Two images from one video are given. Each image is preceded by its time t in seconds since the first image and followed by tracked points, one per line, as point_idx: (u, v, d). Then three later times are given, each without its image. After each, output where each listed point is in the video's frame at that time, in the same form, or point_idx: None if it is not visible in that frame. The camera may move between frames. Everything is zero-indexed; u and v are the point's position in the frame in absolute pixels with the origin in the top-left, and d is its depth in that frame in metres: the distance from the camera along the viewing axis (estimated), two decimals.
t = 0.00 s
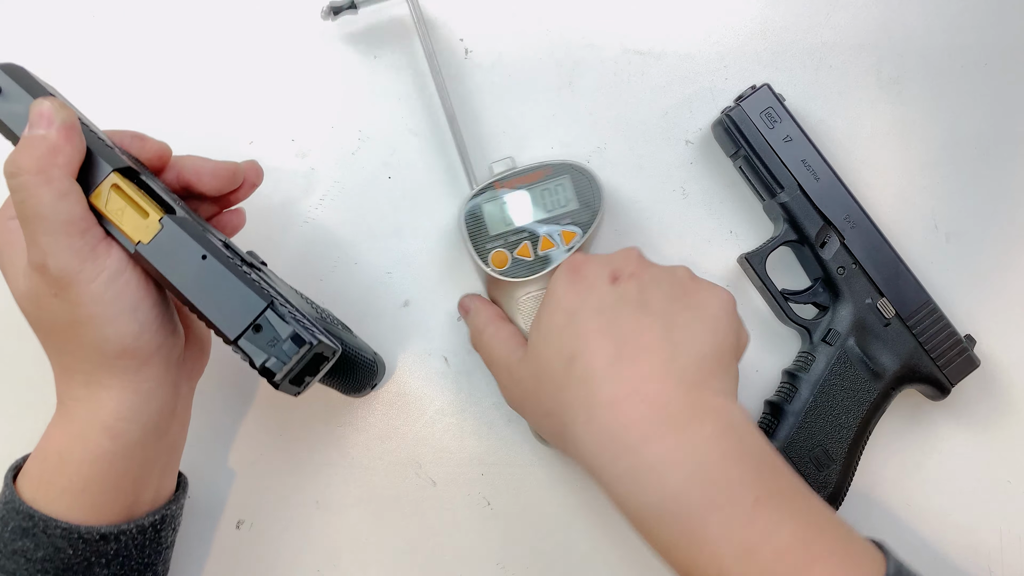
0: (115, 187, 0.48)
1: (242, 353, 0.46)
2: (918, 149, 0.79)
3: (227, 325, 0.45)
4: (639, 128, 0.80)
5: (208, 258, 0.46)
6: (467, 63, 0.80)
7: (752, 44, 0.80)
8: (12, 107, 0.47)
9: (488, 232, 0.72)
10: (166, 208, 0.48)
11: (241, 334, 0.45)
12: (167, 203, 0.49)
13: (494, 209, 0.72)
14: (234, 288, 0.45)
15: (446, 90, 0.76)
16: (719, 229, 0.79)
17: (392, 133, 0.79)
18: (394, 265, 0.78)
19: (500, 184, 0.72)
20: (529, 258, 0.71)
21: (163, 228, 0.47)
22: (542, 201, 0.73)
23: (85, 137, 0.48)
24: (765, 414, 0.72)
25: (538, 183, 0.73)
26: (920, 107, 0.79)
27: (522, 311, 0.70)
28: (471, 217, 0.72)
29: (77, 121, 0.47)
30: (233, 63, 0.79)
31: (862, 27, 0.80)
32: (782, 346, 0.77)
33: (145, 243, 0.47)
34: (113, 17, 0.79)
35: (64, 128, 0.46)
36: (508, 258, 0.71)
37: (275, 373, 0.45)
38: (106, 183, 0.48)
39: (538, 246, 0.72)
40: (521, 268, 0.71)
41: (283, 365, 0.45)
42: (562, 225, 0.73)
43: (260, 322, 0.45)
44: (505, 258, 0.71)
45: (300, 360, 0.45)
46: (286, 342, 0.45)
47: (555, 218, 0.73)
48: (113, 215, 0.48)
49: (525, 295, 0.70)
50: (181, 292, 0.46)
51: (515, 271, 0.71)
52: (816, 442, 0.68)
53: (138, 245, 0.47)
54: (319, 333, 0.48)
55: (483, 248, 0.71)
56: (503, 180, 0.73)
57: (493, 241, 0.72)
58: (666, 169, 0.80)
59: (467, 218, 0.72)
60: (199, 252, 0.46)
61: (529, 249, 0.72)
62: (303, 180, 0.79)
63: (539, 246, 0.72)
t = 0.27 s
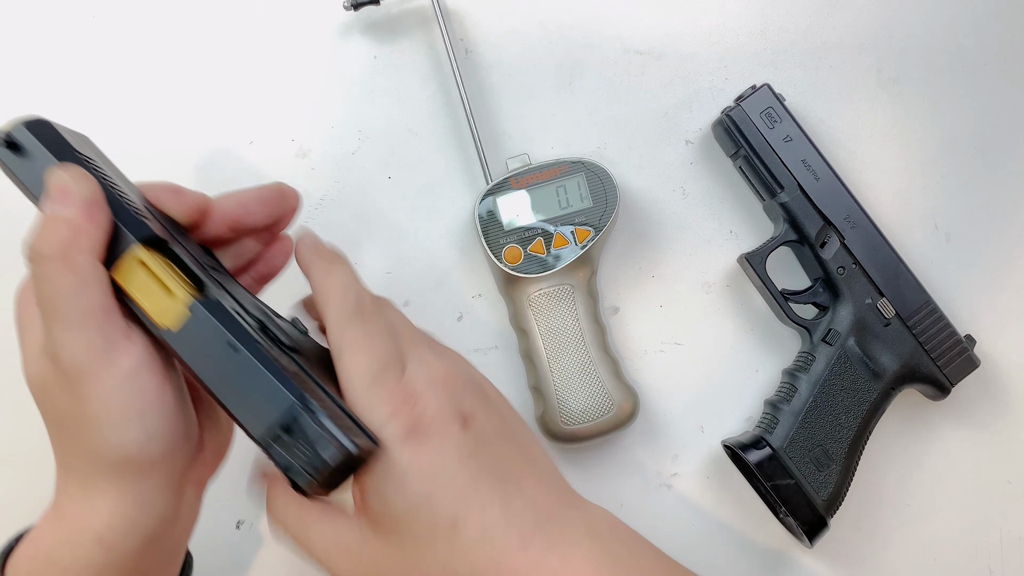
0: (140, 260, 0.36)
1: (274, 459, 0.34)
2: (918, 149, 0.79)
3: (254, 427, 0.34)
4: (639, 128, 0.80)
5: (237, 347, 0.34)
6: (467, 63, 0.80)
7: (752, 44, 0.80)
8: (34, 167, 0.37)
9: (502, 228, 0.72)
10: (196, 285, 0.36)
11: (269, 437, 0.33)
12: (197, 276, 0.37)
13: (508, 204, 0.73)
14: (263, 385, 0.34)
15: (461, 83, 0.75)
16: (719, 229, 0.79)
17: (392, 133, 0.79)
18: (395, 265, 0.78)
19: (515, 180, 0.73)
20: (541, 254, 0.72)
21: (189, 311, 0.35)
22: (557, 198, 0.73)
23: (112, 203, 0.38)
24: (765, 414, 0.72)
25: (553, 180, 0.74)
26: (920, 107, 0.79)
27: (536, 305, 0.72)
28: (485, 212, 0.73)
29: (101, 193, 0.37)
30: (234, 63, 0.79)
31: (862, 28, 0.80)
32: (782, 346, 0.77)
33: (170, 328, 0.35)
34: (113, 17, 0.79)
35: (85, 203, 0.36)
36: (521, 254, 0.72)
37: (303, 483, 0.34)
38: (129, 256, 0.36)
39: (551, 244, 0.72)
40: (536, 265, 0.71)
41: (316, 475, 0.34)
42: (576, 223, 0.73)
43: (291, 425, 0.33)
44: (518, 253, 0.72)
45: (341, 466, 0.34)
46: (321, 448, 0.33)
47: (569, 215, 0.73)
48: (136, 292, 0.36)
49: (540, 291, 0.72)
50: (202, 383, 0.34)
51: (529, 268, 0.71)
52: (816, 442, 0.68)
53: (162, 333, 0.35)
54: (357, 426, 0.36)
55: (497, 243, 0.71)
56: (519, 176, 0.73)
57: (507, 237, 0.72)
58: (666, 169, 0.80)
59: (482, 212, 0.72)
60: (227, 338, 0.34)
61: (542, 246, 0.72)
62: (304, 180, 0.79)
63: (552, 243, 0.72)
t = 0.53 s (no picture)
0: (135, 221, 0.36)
1: (279, 435, 0.33)
2: (918, 149, 0.79)
3: (259, 400, 0.33)
4: (639, 128, 0.80)
5: (236, 314, 0.34)
6: (467, 63, 0.80)
7: (752, 44, 0.80)
8: (30, 126, 0.38)
9: (502, 228, 0.72)
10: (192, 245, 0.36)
11: (274, 412, 0.33)
12: (200, 235, 0.38)
13: (508, 204, 0.73)
14: (264, 361, 0.33)
15: (461, 83, 0.76)
16: (719, 229, 0.79)
17: (392, 134, 0.79)
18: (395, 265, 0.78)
19: (514, 180, 0.73)
20: (541, 253, 0.72)
21: (186, 274, 0.34)
22: (557, 198, 0.73)
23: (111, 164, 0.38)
24: (765, 414, 0.72)
25: (553, 180, 0.74)
26: (920, 107, 0.79)
27: (536, 305, 0.72)
28: (485, 212, 0.73)
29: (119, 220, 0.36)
30: (234, 63, 0.79)
31: (862, 27, 0.80)
32: (782, 347, 0.77)
33: (166, 293, 0.35)
34: (113, 18, 0.79)
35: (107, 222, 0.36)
36: (521, 253, 0.72)
37: (310, 465, 0.32)
38: (127, 218, 0.36)
39: (552, 243, 0.72)
40: (536, 265, 0.71)
41: (319, 457, 0.32)
42: (577, 223, 0.73)
43: (295, 398, 0.33)
44: (518, 253, 0.72)
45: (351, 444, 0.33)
46: (322, 424, 0.32)
47: (570, 215, 0.73)
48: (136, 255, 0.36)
49: (540, 291, 0.72)
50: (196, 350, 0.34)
51: (529, 268, 0.71)
52: (816, 442, 0.68)
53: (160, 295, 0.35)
54: (365, 404, 0.35)
55: (497, 243, 0.72)
56: (519, 176, 0.73)
57: (507, 237, 0.72)
58: (666, 169, 0.80)
59: (482, 211, 0.73)
60: (226, 306, 0.34)
61: (543, 246, 0.72)
62: (303, 180, 0.79)
63: (553, 243, 0.72)
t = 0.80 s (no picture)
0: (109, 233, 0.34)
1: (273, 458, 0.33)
2: (918, 149, 0.79)
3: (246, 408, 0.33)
4: (639, 128, 0.80)
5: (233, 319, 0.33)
6: (467, 64, 0.80)
7: (752, 44, 0.80)
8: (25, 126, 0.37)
9: (502, 228, 0.72)
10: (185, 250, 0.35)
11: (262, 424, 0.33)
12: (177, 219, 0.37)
13: (508, 204, 0.73)
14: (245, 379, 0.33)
15: (461, 83, 0.75)
16: (719, 229, 0.79)
17: (392, 134, 0.79)
18: (395, 265, 0.78)
19: (514, 180, 0.73)
20: (541, 254, 0.72)
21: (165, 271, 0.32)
22: (557, 198, 0.73)
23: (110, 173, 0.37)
24: (765, 414, 0.72)
25: (553, 180, 0.74)
26: (920, 108, 0.79)
27: (536, 306, 0.72)
28: (485, 212, 0.73)
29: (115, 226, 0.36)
30: (234, 64, 0.79)
31: (862, 28, 0.80)
32: (781, 346, 0.77)
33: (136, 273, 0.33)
34: (113, 17, 0.79)
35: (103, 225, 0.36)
36: (521, 254, 0.72)
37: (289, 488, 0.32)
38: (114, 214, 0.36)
39: (552, 244, 0.72)
40: (536, 266, 0.71)
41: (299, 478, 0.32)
42: (577, 223, 0.73)
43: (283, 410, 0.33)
44: (518, 253, 0.72)
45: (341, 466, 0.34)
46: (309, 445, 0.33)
47: (570, 216, 0.73)
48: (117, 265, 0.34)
49: (540, 292, 0.72)
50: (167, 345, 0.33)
51: (529, 268, 0.71)
52: (816, 442, 0.68)
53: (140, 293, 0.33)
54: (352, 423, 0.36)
55: (497, 244, 0.72)
56: (519, 176, 0.73)
57: (507, 237, 0.72)
58: (666, 169, 0.80)
59: (481, 211, 0.73)
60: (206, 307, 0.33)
61: (543, 246, 0.72)
62: (304, 180, 0.79)
63: (553, 243, 0.72)
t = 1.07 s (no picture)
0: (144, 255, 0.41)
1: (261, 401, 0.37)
2: (918, 149, 0.79)
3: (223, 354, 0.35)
4: (639, 128, 0.80)
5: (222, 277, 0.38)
6: (467, 63, 0.80)
7: (752, 44, 0.80)
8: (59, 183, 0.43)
9: (502, 228, 0.72)
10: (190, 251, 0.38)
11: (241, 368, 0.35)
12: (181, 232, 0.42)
13: (507, 204, 0.73)
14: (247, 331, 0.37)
15: (462, 83, 0.75)
16: (719, 229, 0.79)
17: (393, 133, 0.79)
18: (395, 265, 0.78)
19: (514, 180, 0.73)
20: (541, 254, 0.72)
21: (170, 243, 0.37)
22: (557, 198, 0.73)
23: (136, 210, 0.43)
24: (765, 414, 0.72)
25: (553, 180, 0.74)
26: (920, 108, 0.79)
27: (535, 306, 0.72)
28: (485, 212, 0.73)
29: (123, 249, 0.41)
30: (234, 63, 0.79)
31: (862, 27, 0.80)
32: (781, 346, 0.77)
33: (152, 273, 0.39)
34: (113, 17, 0.79)
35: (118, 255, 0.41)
36: (521, 254, 0.72)
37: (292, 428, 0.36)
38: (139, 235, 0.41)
39: (552, 243, 0.72)
40: (536, 266, 0.71)
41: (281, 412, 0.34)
42: (577, 223, 0.73)
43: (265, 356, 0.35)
44: (518, 253, 0.72)
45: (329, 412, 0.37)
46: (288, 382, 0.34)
47: (569, 216, 0.73)
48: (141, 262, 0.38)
49: (540, 292, 0.72)
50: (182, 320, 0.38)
51: (529, 269, 0.71)
52: (816, 442, 0.68)
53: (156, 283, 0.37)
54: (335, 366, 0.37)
55: (497, 244, 0.72)
56: (519, 176, 0.73)
57: (507, 238, 0.72)
58: (666, 169, 0.80)
59: (480, 211, 0.73)
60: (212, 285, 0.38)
61: (543, 246, 0.72)
62: (304, 179, 0.79)
63: (553, 243, 0.72)
